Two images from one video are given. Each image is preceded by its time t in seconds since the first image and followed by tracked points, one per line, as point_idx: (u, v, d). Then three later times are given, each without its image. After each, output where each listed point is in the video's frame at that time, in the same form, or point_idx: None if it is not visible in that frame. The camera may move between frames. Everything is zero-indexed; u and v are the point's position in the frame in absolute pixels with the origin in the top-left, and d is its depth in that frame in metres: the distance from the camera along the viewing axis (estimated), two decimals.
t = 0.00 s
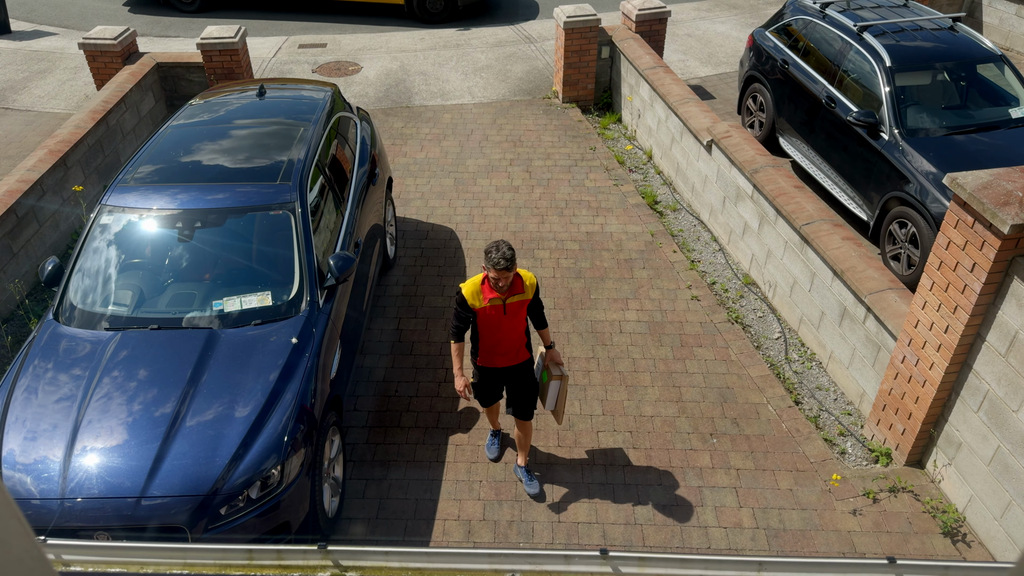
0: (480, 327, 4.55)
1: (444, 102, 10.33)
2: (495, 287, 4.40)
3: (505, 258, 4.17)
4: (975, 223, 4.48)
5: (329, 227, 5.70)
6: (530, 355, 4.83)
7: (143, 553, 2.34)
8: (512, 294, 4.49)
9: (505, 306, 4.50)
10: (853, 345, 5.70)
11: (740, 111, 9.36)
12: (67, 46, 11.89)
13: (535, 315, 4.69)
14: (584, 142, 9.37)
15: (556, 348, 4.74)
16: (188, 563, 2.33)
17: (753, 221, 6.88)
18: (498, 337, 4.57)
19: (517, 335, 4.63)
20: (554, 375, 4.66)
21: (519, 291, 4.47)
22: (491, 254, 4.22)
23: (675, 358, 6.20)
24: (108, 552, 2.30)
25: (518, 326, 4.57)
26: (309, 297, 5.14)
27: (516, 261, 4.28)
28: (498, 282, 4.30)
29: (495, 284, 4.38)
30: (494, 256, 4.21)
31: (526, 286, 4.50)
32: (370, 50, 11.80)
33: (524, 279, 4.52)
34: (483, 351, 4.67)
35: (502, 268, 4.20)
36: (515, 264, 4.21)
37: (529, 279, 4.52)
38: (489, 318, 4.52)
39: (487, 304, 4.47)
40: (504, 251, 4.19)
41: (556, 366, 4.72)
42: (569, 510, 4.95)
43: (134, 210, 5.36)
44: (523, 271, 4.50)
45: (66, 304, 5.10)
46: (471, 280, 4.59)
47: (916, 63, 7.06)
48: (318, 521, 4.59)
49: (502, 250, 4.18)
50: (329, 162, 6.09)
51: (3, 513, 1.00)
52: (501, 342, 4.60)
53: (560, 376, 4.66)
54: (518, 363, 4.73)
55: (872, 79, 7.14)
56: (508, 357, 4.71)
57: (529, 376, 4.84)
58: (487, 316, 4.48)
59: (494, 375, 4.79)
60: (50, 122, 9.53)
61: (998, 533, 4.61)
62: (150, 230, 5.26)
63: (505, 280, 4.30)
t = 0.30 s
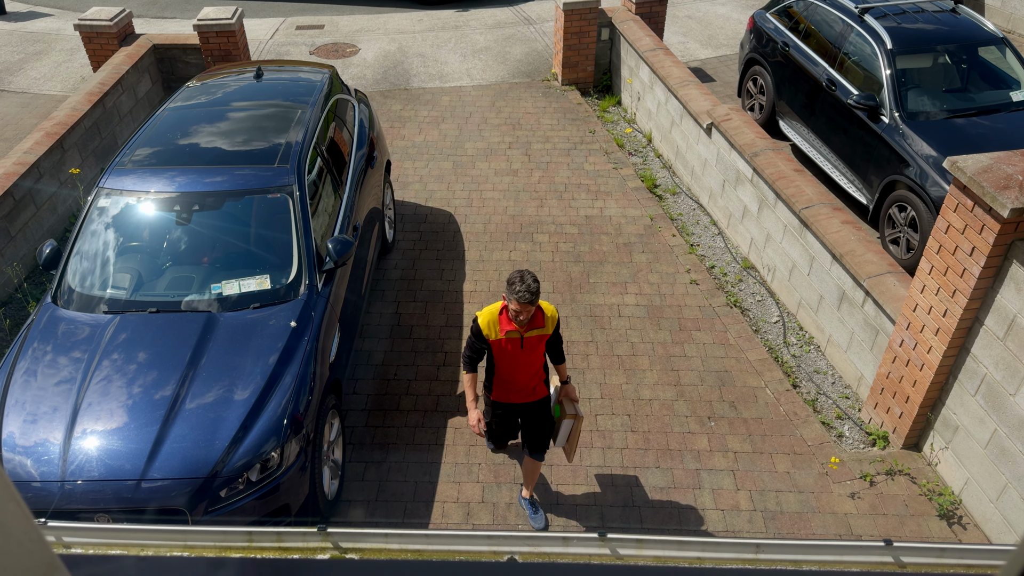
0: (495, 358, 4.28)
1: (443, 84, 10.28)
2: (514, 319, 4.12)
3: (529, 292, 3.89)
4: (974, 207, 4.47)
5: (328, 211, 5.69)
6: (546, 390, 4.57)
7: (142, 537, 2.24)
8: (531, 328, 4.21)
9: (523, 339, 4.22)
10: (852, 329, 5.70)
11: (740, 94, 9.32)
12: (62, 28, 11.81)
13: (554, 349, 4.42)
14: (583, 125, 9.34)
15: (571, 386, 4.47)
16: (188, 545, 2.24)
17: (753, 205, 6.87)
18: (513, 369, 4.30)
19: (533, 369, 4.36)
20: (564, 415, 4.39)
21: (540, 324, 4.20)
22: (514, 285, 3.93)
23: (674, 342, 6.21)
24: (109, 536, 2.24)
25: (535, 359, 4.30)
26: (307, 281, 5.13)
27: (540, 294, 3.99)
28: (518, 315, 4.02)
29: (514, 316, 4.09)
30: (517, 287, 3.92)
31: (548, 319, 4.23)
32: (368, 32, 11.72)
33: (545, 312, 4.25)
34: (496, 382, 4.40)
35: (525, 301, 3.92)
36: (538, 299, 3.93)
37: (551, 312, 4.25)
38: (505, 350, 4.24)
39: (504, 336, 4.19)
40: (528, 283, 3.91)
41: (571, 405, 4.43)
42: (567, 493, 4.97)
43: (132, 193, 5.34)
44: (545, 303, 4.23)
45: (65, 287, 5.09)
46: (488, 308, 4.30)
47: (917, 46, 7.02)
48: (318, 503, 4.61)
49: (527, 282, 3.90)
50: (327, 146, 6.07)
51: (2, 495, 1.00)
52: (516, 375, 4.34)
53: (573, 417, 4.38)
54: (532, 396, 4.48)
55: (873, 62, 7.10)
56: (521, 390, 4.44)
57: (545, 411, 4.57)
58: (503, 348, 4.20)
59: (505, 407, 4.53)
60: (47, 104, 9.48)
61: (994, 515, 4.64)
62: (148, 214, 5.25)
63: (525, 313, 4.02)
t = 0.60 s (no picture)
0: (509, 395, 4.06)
1: (440, 63, 10.22)
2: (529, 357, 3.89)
3: (543, 333, 3.68)
4: (973, 187, 4.46)
5: (325, 190, 5.67)
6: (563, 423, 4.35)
7: (143, 516, 2.28)
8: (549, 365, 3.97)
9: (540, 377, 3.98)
10: (849, 310, 5.71)
11: (740, 74, 9.27)
12: (56, 4, 11.69)
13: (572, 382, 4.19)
14: (582, 104, 9.29)
15: (596, 425, 4.21)
16: (187, 525, 2.26)
17: (752, 185, 6.85)
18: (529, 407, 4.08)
19: (551, 406, 4.13)
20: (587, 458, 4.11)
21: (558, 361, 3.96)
22: (526, 325, 3.73)
23: (672, 323, 6.22)
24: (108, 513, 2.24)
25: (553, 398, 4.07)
26: (305, 261, 5.12)
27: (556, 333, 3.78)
28: (533, 355, 3.80)
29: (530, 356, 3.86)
30: (530, 328, 3.72)
31: (566, 355, 3.99)
32: (365, 10, 11.62)
33: (563, 346, 4.01)
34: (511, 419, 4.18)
35: (539, 344, 3.71)
36: (553, 340, 3.72)
37: (570, 348, 4.00)
38: (519, 387, 4.02)
39: (518, 374, 3.97)
40: (543, 324, 3.70)
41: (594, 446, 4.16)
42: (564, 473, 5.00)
43: (127, 172, 5.31)
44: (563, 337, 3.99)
45: (61, 267, 5.08)
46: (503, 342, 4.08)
47: (918, 25, 6.97)
48: (317, 482, 4.64)
49: (541, 322, 3.69)
50: (324, 124, 6.04)
51: None
52: (531, 412, 4.12)
53: (594, 460, 4.10)
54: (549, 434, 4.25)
55: (874, 41, 7.05)
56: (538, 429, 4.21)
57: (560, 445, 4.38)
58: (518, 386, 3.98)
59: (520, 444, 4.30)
60: (41, 82, 9.41)
61: (988, 494, 4.67)
62: (144, 193, 5.22)
63: (540, 354, 3.79)
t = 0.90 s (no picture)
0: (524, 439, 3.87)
1: (439, 43, 10.15)
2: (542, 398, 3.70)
3: (549, 377, 3.49)
4: (974, 171, 4.44)
5: (323, 171, 5.65)
6: (581, 465, 4.15)
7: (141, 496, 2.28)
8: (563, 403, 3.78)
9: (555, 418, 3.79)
10: (847, 294, 5.71)
11: (741, 55, 9.21)
12: None
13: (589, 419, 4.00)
14: (582, 85, 9.24)
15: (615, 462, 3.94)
16: (186, 505, 2.26)
17: (751, 168, 6.82)
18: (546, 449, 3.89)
19: (567, 445, 3.95)
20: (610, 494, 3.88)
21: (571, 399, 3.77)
22: (531, 366, 3.56)
23: (670, 306, 6.22)
24: (105, 493, 2.26)
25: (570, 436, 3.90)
26: (303, 242, 5.10)
27: (565, 374, 3.59)
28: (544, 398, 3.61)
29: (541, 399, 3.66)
30: (535, 369, 3.54)
31: (581, 391, 3.80)
32: None
33: (577, 382, 3.81)
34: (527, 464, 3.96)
35: (546, 387, 3.52)
36: (559, 382, 3.53)
37: (584, 384, 3.81)
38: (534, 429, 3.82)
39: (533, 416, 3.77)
40: (550, 366, 3.51)
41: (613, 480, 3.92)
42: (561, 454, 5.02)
43: (125, 152, 5.29)
44: (577, 372, 3.79)
45: (58, 247, 5.06)
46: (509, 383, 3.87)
47: (921, 6, 6.91)
48: (316, 463, 4.66)
49: (547, 364, 3.50)
50: (321, 105, 6.00)
51: None
52: (546, 458, 3.92)
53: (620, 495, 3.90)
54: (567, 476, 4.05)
55: (876, 23, 7.00)
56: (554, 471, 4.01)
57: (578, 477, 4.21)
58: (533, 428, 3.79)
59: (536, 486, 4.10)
60: (37, 61, 9.34)
61: (983, 477, 4.70)
62: (141, 173, 5.20)
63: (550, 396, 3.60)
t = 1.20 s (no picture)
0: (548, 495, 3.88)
1: (439, 29, 10.10)
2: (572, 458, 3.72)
3: (595, 435, 3.51)
4: (974, 159, 4.43)
5: (322, 157, 5.63)
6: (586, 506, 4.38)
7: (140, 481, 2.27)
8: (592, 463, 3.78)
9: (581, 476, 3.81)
10: (846, 282, 5.72)
11: (742, 42, 9.17)
12: None
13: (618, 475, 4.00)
14: (582, 72, 9.20)
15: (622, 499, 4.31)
16: (187, 490, 2.26)
17: (752, 155, 6.81)
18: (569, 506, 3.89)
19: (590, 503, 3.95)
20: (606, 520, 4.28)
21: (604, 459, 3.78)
22: (574, 422, 3.55)
23: (669, 294, 6.22)
24: (106, 478, 2.26)
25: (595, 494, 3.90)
26: (302, 229, 5.09)
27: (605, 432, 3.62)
28: (577, 458, 3.63)
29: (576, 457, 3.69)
30: (579, 426, 3.54)
31: (612, 451, 3.80)
32: None
33: (609, 443, 3.82)
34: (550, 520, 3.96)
35: (587, 445, 3.53)
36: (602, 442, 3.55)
37: (617, 445, 3.81)
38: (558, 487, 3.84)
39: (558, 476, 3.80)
40: (594, 424, 3.53)
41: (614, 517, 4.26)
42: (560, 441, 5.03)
43: (123, 138, 5.27)
44: (610, 434, 3.79)
45: (57, 233, 5.05)
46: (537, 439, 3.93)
47: None
48: (315, 449, 4.67)
49: (593, 422, 3.52)
50: (320, 91, 5.98)
51: None
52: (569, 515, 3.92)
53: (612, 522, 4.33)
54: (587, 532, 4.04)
55: (878, 10, 6.96)
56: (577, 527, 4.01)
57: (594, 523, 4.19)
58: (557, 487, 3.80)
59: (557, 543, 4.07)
60: (34, 46, 9.28)
61: (980, 465, 4.71)
62: (140, 158, 5.18)
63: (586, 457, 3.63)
